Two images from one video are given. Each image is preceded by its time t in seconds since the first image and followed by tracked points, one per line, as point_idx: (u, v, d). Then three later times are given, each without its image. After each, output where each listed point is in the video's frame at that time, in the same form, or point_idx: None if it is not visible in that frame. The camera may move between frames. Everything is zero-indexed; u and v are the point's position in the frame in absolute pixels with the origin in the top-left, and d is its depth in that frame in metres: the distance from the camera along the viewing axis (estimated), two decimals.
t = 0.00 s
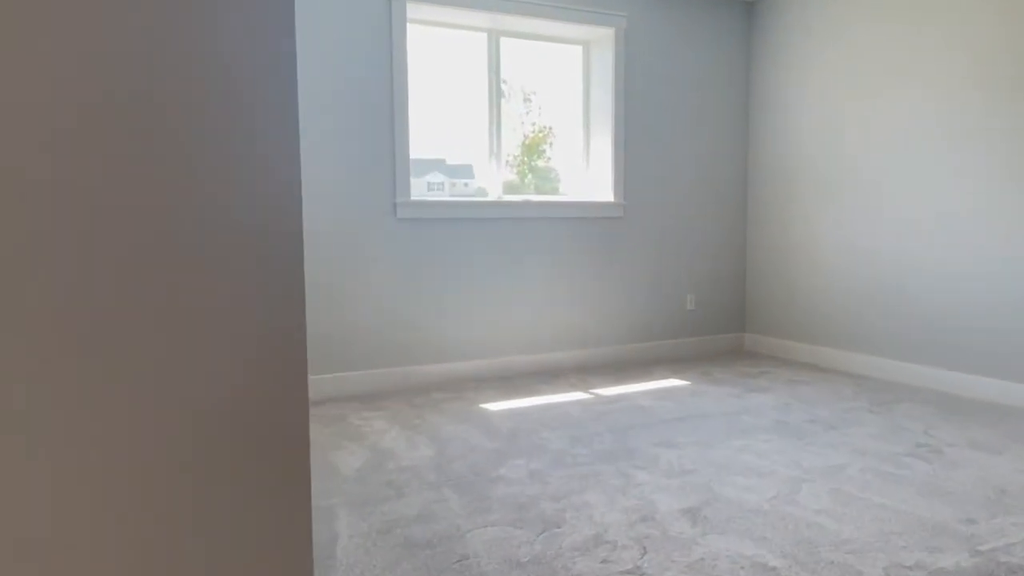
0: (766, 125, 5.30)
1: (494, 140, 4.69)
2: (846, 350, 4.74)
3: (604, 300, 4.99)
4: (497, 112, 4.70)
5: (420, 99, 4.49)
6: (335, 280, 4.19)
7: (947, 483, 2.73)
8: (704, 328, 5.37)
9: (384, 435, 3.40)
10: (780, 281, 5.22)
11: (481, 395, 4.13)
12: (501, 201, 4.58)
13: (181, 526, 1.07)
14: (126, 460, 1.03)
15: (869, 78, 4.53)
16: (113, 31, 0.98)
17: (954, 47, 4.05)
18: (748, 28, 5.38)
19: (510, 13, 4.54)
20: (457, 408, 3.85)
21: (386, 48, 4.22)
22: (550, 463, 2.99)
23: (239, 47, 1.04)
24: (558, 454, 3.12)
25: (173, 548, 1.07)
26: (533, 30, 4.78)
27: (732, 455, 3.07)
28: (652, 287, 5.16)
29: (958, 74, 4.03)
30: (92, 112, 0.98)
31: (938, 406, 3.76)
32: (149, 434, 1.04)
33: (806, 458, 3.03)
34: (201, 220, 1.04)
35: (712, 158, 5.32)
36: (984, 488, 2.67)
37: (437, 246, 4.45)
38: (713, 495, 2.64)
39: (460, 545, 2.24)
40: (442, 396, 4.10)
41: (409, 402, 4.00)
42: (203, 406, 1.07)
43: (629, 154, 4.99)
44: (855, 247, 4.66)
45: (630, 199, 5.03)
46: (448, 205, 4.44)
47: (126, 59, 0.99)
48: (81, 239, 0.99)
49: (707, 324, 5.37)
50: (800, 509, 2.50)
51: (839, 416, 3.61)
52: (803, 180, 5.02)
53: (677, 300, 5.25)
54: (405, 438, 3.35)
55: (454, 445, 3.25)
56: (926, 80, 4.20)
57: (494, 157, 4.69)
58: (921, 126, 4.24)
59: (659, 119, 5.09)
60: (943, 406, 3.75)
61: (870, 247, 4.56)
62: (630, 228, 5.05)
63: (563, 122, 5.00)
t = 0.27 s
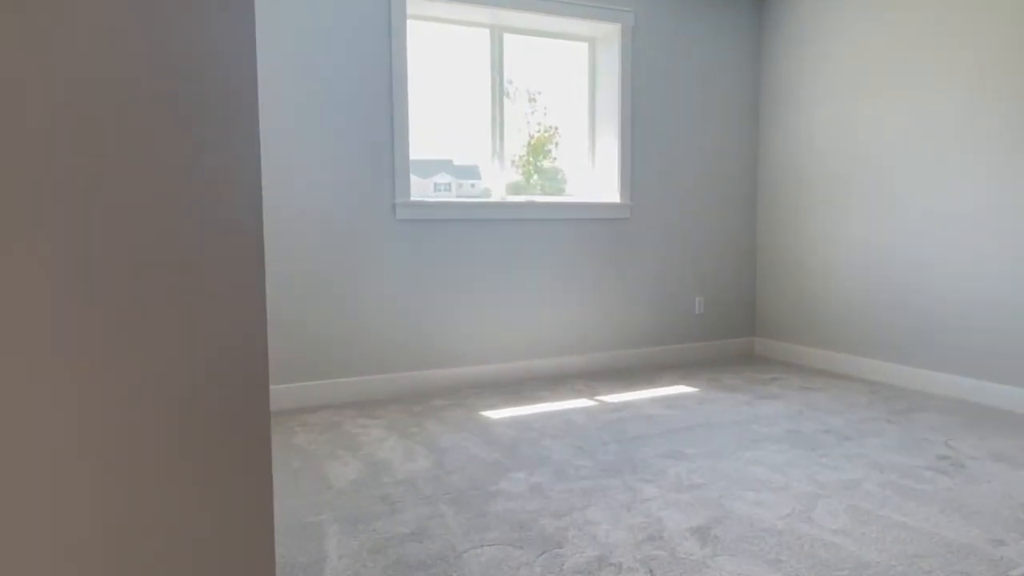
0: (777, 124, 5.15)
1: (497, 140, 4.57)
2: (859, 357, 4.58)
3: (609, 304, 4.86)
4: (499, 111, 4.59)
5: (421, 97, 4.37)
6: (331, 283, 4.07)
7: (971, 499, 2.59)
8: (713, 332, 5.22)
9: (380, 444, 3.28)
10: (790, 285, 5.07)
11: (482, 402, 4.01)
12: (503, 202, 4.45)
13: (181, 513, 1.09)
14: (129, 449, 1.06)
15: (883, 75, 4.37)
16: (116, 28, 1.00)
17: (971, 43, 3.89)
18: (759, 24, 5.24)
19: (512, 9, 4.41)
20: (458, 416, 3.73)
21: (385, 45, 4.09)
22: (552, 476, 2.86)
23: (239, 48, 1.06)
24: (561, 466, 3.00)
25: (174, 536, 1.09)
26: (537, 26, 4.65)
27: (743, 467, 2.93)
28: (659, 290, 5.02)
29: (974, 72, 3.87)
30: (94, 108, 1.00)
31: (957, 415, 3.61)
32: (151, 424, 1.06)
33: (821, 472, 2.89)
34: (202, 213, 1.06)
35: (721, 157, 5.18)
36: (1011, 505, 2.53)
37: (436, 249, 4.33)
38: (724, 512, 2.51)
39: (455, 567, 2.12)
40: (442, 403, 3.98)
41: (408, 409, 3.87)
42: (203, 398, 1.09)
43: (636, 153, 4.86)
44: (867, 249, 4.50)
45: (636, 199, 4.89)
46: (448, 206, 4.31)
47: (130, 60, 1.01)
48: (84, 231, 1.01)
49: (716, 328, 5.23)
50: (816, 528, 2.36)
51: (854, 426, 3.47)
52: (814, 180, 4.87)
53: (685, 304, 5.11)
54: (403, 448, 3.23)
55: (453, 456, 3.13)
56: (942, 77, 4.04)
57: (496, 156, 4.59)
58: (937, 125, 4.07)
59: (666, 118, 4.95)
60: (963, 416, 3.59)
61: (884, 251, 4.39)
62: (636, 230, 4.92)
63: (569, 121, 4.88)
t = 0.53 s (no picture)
0: (791, 123, 5.01)
1: (503, 138, 4.47)
2: (877, 363, 4.43)
3: (618, 307, 4.73)
4: (505, 109, 4.48)
5: (425, 95, 4.25)
6: (332, 286, 3.97)
7: (1000, 516, 2.45)
8: (725, 337, 5.09)
9: (380, 453, 3.17)
10: (806, 288, 4.92)
11: (487, 408, 3.89)
12: (509, 202, 4.33)
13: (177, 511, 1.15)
14: (128, 448, 1.12)
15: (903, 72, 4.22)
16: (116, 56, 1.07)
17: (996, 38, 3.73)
18: (772, 20, 5.10)
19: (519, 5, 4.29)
20: (461, 423, 3.62)
21: (387, 42, 3.99)
22: (558, 488, 2.74)
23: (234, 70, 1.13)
24: (568, 477, 2.88)
25: (172, 532, 1.15)
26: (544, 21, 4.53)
27: (759, 480, 2.80)
28: (670, 294, 4.89)
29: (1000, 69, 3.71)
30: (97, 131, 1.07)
31: (981, 424, 3.46)
32: (150, 424, 1.13)
33: (840, 485, 2.76)
34: (197, 225, 1.13)
35: (733, 157, 5.04)
36: None
37: (440, 251, 4.21)
38: (739, 528, 2.38)
39: None
40: (446, 409, 3.87)
41: (411, 416, 3.77)
42: (200, 399, 1.15)
43: (646, 153, 4.73)
44: (884, 251, 4.36)
45: (646, 200, 4.76)
46: (452, 206, 4.19)
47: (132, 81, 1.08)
48: (87, 245, 1.08)
49: (728, 332, 5.10)
50: (838, 547, 2.24)
51: (873, 436, 3.33)
52: (830, 180, 4.72)
53: (696, 307, 4.98)
54: (403, 457, 3.12)
55: (455, 466, 3.02)
56: (965, 74, 3.88)
57: (502, 155, 4.49)
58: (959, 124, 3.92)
59: (677, 116, 4.82)
60: (987, 425, 3.45)
61: (905, 254, 4.23)
62: (646, 231, 4.79)
63: (578, 121, 4.76)
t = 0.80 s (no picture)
0: (806, 122, 4.87)
1: (509, 138, 4.35)
2: (896, 369, 4.28)
3: (628, 311, 4.61)
4: (512, 108, 4.36)
5: (429, 93, 4.14)
6: (333, 290, 3.86)
7: None
8: (737, 341, 4.96)
9: (381, 462, 3.06)
10: (821, 292, 4.78)
11: (492, 415, 3.78)
12: (515, 203, 4.22)
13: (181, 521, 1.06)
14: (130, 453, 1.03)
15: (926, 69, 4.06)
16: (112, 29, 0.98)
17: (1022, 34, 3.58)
18: (786, 16, 4.96)
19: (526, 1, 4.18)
20: (465, 431, 3.51)
21: (390, 38, 3.88)
22: (564, 502, 2.62)
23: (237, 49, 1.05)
24: (574, 489, 2.76)
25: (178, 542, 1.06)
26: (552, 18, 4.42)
27: (775, 494, 2.67)
28: (680, 297, 4.76)
29: None
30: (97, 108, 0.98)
31: (1006, 435, 3.32)
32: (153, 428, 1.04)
33: (861, 500, 2.63)
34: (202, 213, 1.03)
35: (746, 156, 4.90)
36: None
37: (444, 254, 4.10)
38: (755, 547, 2.25)
39: None
40: (449, 416, 3.76)
41: (414, 423, 3.66)
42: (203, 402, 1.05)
43: (657, 153, 4.60)
44: (903, 254, 4.22)
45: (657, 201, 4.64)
46: (456, 207, 4.08)
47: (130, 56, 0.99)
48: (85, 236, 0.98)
49: (740, 337, 4.96)
50: (860, 569, 2.11)
51: (894, 446, 3.19)
52: (846, 180, 4.58)
53: (707, 311, 4.85)
54: (404, 467, 3.01)
55: (458, 476, 2.90)
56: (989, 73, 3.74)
57: (508, 155, 4.37)
58: (984, 124, 3.77)
59: (689, 115, 4.70)
60: (1013, 435, 3.30)
61: (927, 258, 4.08)
62: (657, 233, 4.66)
63: (587, 120, 4.65)
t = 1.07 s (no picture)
0: (820, 120, 4.74)
1: (514, 137, 4.26)
2: (915, 375, 4.15)
3: (637, 314, 4.51)
4: (517, 106, 4.27)
5: (433, 91, 4.05)
6: (335, 292, 3.78)
7: None
8: (749, 345, 4.84)
9: (381, 471, 2.98)
10: (836, 295, 4.65)
11: (497, 421, 3.69)
12: (521, 203, 4.13)
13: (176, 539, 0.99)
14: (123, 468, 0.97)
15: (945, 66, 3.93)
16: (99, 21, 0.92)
17: None
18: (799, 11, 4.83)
19: None
20: (468, 438, 3.42)
21: (393, 34, 3.80)
22: (569, 514, 2.53)
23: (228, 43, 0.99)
24: (580, 500, 2.66)
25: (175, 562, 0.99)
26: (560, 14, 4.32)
27: (788, 506, 2.56)
28: (691, 300, 4.65)
29: None
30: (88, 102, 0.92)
31: None
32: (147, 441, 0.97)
33: (879, 513, 2.51)
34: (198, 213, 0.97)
35: (759, 156, 4.78)
36: None
37: (448, 255, 4.02)
38: (767, 563, 2.15)
39: None
40: (453, 422, 3.67)
41: (417, 428, 3.57)
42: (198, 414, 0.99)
43: (666, 153, 4.49)
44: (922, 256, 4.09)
45: (667, 202, 4.53)
46: (461, 207, 4.00)
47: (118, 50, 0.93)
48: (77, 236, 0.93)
49: (753, 341, 4.84)
50: None
51: (913, 455, 3.07)
52: (862, 180, 4.45)
53: (719, 314, 4.73)
54: (405, 475, 2.93)
55: (459, 486, 2.81)
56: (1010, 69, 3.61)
57: (514, 154, 4.28)
58: (1006, 122, 3.64)
59: (701, 115, 4.59)
60: None
61: (948, 261, 3.96)
62: (666, 234, 4.55)
63: (596, 120, 4.54)
